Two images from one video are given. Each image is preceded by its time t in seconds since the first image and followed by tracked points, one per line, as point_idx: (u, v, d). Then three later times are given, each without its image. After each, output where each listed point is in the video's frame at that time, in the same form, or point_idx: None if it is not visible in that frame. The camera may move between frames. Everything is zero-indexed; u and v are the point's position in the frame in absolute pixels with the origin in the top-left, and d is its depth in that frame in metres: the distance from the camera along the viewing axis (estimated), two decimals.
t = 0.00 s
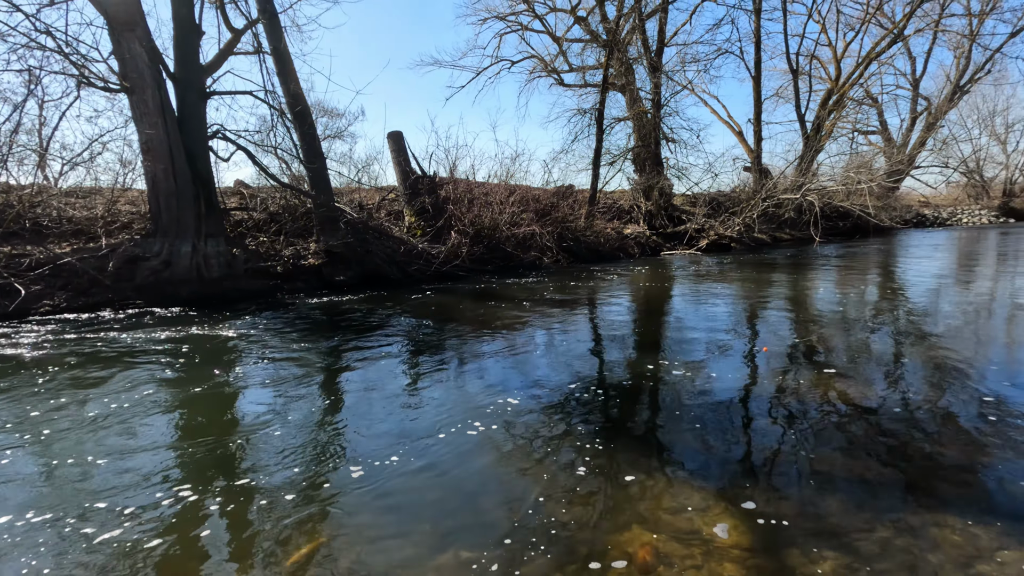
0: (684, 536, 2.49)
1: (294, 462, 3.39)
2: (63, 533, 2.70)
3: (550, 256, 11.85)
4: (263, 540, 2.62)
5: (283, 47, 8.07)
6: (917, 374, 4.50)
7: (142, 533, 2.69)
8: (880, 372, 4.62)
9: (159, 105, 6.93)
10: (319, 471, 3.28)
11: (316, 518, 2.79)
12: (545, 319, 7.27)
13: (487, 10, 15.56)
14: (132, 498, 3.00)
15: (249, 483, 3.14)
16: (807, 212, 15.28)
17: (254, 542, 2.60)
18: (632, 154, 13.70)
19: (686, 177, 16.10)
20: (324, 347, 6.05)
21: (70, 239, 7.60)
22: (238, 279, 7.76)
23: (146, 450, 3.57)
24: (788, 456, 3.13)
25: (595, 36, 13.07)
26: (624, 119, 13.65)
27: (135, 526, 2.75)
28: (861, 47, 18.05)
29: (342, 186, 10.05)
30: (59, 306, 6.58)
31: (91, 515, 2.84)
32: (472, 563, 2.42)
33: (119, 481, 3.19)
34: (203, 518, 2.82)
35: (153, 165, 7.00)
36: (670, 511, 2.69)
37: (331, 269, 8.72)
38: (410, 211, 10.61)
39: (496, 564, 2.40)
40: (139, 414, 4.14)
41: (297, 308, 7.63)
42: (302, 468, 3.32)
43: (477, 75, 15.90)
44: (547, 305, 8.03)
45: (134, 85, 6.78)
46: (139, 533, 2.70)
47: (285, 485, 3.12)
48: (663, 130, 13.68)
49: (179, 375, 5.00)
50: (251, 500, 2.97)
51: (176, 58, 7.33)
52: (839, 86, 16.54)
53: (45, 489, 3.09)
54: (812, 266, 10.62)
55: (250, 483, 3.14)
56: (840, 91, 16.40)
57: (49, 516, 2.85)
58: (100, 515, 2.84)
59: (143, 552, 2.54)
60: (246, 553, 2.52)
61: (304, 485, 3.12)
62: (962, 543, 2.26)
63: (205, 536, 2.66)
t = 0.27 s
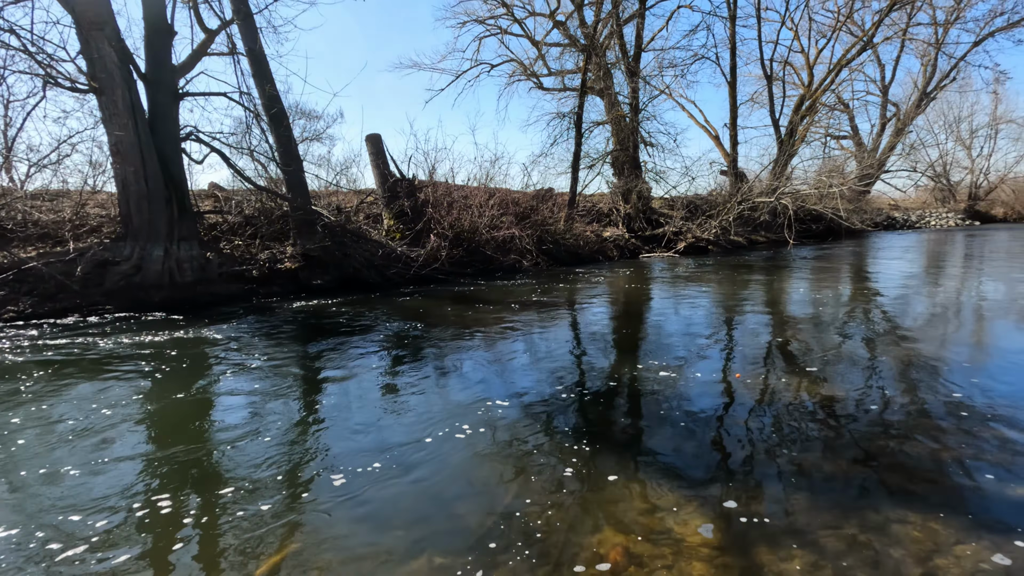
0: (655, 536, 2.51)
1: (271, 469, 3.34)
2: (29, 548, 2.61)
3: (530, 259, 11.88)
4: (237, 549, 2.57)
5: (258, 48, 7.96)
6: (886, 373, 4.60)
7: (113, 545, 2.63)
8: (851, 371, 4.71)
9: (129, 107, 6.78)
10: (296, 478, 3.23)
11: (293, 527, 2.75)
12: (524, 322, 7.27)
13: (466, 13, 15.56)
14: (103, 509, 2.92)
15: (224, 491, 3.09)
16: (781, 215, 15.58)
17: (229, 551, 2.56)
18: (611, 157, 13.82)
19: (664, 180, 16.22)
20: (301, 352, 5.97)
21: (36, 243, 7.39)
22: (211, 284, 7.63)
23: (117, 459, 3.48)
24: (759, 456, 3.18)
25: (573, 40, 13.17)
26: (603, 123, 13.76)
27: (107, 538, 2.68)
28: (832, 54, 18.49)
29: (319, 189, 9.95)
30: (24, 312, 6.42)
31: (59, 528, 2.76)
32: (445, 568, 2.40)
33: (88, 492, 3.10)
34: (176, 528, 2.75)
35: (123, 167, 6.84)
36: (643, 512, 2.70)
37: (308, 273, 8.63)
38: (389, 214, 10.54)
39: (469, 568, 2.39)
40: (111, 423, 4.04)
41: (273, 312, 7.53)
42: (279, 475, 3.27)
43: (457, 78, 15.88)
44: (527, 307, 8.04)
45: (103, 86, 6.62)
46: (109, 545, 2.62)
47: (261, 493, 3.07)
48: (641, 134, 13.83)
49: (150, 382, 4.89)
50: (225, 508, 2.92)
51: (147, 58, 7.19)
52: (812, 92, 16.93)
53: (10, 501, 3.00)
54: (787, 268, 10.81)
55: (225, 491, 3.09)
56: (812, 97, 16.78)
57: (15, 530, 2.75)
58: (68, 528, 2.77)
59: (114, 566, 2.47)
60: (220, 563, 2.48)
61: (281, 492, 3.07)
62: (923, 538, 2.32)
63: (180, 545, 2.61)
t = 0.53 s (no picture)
0: (623, 533, 2.53)
1: (247, 473, 3.31)
2: None
3: (510, 262, 11.94)
4: (213, 552, 2.55)
5: (234, 50, 7.88)
6: (854, 371, 4.71)
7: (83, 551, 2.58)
8: (821, 369, 4.82)
9: (100, 108, 6.65)
10: (273, 481, 3.21)
11: (268, 530, 2.72)
12: (503, 324, 7.29)
13: (445, 17, 15.60)
14: (74, 516, 2.87)
15: (199, 496, 3.05)
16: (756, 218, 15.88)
17: (204, 554, 2.53)
18: (590, 161, 13.95)
19: (642, 183, 16.30)
20: (277, 356, 5.91)
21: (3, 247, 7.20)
22: (186, 288, 7.53)
23: (87, 466, 3.41)
24: (730, 453, 3.22)
25: (552, 45, 13.29)
26: (581, 126, 13.89)
27: (77, 545, 2.63)
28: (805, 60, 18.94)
29: (297, 192, 9.86)
30: None
31: (28, 536, 2.70)
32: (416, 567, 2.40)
33: (59, 499, 3.03)
34: (152, 533, 2.71)
35: (94, 169, 6.70)
36: (614, 511, 2.72)
37: (285, 277, 8.57)
38: (368, 217, 10.48)
39: (441, 568, 2.39)
40: (81, 430, 3.96)
41: (249, 317, 7.45)
42: (255, 478, 3.24)
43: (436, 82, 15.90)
44: (506, 310, 8.06)
45: (72, 86, 6.49)
46: (81, 552, 2.57)
47: (237, 496, 3.04)
48: (619, 138, 13.99)
49: (121, 388, 4.80)
50: (201, 512, 2.88)
51: (118, 59, 7.07)
52: (785, 98, 17.31)
53: None
54: (762, 270, 11.02)
55: (200, 495, 3.05)
56: (785, 102, 17.17)
57: None
58: (38, 536, 2.70)
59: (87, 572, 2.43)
60: (195, 566, 2.45)
61: (258, 495, 3.05)
62: (882, 530, 2.38)
63: (154, 550, 2.57)
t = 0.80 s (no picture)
0: (596, 529, 2.56)
1: (226, 474, 3.29)
2: None
3: (492, 264, 11.99)
4: (191, 552, 2.53)
5: (211, 50, 7.79)
6: (827, 368, 4.81)
7: (57, 556, 2.54)
8: (796, 368, 4.90)
9: (73, 109, 6.53)
10: (252, 481, 3.20)
11: (246, 529, 2.71)
12: (485, 326, 7.29)
13: (427, 19, 15.61)
14: (46, 520, 2.83)
15: (177, 497, 3.02)
16: (736, 220, 16.10)
17: (183, 554, 2.52)
18: (572, 163, 14.04)
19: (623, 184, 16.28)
20: (256, 359, 5.85)
21: None
22: (163, 292, 7.43)
23: (60, 471, 3.36)
24: (703, 450, 3.27)
25: (534, 48, 13.36)
26: (564, 129, 13.97)
27: (50, 549, 2.59)
28: (783, 65, 19.28)
29: (277, 194, 9.78)
30: None
31: (1, 541, 2.66)
32: (389, 565, 2.40)
33: (29, 505, 2.98)
34: (127, 536, 2.68)
35: (67, 171, 6.57)
36: (587, 507, 2.75)
37: (265, 280, 8.51)
38: (350, 219, 10.41)
39: (414, 566, 2.39)
40: (54, 435, 3.89)
41: (228, 320, 7.38)
42: (233, 479, 3.23)
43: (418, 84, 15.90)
44: (488, 312, 8.06)
45: (44, 86, 6.37)
46: (53, 557, 2.54)
47: (216, 498, 3.02)
48: (601, 141, 14.09)
49: (95, 393, 4.72)
50: (178, 514, 2.86)
51: (93, 59, 6.95)
52: (763, 102, 17.60)
53: None
54: (742, 271, 11.17)
55: (177, 497, 3.03)
56: (764, 106, 17.45)
57: None
58: (9, 542, 2.65)
59: None
60: (173, 566, 2.43)
61: (238, 496, 3.04)
62: (845, 521, 2.44)
63: (129, 552, 2.55)
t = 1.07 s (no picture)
0: (573, 525, 2.58)
1: (207, 475, 3.27)
2: None
3: (476, 265, 12.02)
4: (170, 552, 2.52)
5: (192, 49, 7.71)
6: (803, 366, 4.90)
7: (31, 559, 2.51)
8: (773, 366, 4.98)
9: (49, 108, 6.42)
10: (232, 482, 3.18)
11: (226, 529, 2.70)
12: (469, 327, 7.30)
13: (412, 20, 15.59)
14: (21, 524, 2.78)
15: (156, 498, 3.00)
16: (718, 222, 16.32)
17: (161, 554, 2.50)
18: (557, 165, 14.10)
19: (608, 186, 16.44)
20: (236, 361, 5.80)
21: None
22: (143, 294, 7.33)
23: (34, 475, 3.30)
24: (681, 447, 3.31)
25: (519, 49, 13.40)
26: (548, 131, 14.04)
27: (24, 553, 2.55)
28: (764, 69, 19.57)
29: (259, 195, 9.69)
30: None
31: None
32: (367, 563, 2.40)
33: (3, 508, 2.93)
34: (104, 538, 2.65)
35: (43, 171, 6.46)
36: (566, 505, 2.77)
37: (247, 281, 8.44)
38: (333, 220, 10.35)
39: (392, 564, 2.39)
40: (28, 438, 3.82)
41: (209, 322, 7.31)
42: (214, 480, 3.21)
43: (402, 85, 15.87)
44: (472, 313, 8.08)
45: (19, 84, 6.25)
46: (28, 560, 2.50)
47: (196, 498, 3.01)
48: (586, 143, 14.18)
49: (71, 396, 4.65)
50: (157, 515, 2.83)
51: (69, 57, 6.83)
52: (745, 105, 17.84)
53: None
54: (724, 271, 11.31)
55: (156, 499, 3.00)
56: (745, 109, 17.69)
57: None
58: None
59: None
60: (151, 566, 2.42)
61: (218, 496, 3.02)
62: (816, 515, 2.48)
63: (106, 555, 2.52)
